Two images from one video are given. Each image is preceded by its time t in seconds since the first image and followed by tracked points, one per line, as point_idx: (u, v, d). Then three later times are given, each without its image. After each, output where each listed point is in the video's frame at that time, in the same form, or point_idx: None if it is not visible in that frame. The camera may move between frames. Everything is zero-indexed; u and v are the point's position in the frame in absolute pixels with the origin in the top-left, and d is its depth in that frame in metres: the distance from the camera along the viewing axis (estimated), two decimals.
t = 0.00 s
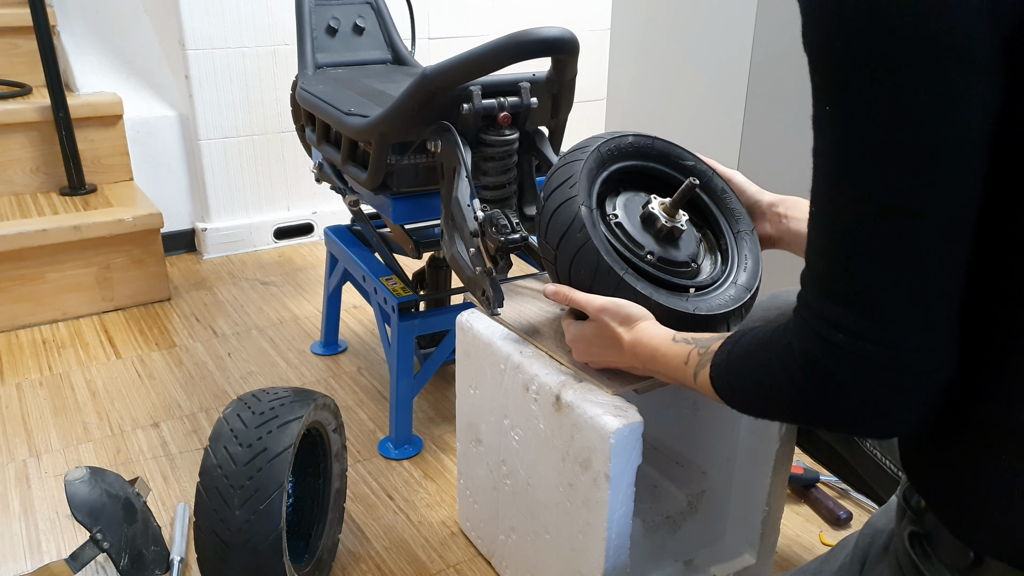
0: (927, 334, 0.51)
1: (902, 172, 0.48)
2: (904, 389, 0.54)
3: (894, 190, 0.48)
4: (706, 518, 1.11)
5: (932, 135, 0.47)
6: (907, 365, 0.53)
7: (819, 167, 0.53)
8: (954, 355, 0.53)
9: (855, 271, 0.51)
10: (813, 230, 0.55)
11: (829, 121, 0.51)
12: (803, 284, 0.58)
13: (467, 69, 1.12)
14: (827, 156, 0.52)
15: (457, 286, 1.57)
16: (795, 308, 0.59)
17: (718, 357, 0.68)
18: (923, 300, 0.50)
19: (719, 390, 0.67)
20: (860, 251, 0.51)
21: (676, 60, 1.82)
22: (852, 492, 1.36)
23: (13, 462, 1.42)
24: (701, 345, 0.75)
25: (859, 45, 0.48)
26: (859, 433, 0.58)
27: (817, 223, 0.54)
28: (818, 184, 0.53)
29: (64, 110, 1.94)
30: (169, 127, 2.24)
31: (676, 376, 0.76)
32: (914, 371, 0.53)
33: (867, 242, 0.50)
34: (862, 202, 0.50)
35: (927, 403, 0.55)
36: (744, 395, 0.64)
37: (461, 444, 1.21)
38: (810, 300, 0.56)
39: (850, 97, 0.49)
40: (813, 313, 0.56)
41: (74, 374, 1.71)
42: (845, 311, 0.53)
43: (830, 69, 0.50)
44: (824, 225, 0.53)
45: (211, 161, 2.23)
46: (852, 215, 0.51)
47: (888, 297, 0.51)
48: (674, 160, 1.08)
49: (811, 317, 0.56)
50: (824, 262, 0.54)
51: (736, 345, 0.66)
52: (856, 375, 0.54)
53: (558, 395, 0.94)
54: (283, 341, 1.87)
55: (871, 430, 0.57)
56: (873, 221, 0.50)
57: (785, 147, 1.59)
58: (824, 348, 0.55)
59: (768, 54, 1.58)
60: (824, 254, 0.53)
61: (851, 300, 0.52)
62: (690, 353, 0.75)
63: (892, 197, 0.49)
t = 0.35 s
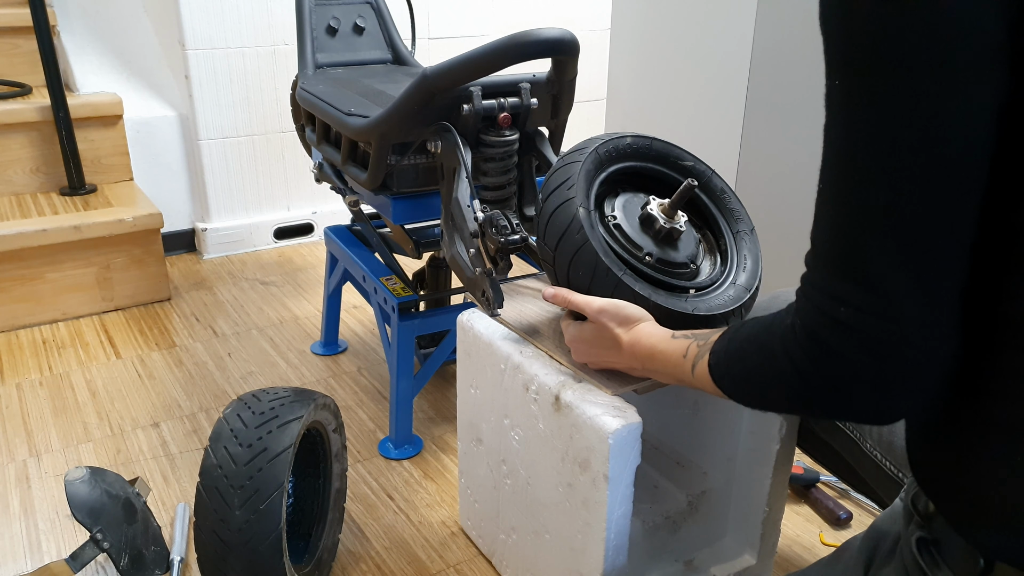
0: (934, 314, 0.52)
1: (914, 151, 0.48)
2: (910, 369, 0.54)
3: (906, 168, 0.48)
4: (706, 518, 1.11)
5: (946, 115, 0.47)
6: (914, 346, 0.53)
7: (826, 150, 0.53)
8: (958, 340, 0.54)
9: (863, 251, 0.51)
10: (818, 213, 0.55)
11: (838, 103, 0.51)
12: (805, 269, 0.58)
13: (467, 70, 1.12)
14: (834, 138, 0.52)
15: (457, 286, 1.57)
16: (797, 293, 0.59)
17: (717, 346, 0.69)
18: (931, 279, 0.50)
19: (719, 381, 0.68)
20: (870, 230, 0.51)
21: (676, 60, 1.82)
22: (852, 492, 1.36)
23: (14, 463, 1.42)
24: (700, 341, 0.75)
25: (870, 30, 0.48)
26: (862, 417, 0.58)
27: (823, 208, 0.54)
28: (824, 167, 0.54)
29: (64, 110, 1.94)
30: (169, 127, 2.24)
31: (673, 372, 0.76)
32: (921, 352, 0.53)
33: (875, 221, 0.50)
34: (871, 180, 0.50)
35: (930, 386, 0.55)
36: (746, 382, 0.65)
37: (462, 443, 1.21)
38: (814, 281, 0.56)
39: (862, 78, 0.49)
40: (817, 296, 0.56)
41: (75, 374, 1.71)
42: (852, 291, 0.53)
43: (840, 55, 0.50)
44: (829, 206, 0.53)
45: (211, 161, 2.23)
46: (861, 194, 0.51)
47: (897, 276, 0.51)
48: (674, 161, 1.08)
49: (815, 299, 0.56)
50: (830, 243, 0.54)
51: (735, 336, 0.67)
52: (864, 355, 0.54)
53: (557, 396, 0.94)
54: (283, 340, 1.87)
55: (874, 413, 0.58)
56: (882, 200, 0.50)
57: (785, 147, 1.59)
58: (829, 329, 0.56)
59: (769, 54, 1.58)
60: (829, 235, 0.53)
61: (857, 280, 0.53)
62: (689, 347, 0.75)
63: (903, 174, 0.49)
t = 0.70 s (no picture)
0: (962, 295, 0.56)
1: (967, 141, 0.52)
2: (932, 347, 0.58)
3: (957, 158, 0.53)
4: (705, 518, 1.11)
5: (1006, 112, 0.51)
6: (938, 324, 0.57)
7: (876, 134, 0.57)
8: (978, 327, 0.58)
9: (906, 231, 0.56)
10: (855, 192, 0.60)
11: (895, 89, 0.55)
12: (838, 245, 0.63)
13: (467, 70, 1.12)
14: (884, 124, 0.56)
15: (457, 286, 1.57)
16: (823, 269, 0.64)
17: (726, 326, 0.73)
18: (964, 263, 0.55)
19: (727, 367, 0.71)
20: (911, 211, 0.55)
21: (677, 60, 1.82)
22: (853, 492, 1.36)
23: (14, 463, 1.42)
24: (706, 332, 0.78)
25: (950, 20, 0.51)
26: (876, 393, 0.63)
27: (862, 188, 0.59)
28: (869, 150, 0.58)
29: (64, 110, 1.94)
30: (169, 127, 2.24)
31: (676, 364, 0.77)
32: (946, 333, 0.58)
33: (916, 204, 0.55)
34: (919, 164, 0.54)
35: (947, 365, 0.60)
36: (756, 363, 0.69)
37: (463, 442, 1.21)
38: (848, 251, 0.60)
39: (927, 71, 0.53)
40: (847, 269, 0.61)
41: (75, 374, 1.71)
42: (888, 267, 0.57)
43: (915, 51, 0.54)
44: (869, 183, 0.58)
45: (211, 161, 2.23)
46: (906, 176, 0.55)
47: (932, 258, 0.55)
48: (672, 162, 1.08)
49: (845, 272, 0.61)
50: (866, 220, 0.58)
51: (744, 319, 0.71)
52: (889, 330, 0.59)
53: (557, 395, 0.94)
54: (283, 341, 1.87)
55: (889, 388, 0.62)
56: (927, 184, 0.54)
57: (785, 148, 1.59)
58: (857, 302, 0.60)
59: (769, 55, 1.58)
60: (866, 213, 0.58)
61: (894, 257, 0.57)
62: (694, 338, 0.77)
63: (954, 162, 0.53)
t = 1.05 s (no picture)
0: (963, 272, 0.56)
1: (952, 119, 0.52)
2: (936, 324, 0.58)
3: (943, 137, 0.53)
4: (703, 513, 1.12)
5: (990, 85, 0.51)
6: (940, 302, 0.57)
7: (860, 120, 0.57)
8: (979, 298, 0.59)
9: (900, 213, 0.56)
10: (846, 181, 0.60)
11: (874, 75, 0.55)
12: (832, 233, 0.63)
13: (466, 71, 1.12)
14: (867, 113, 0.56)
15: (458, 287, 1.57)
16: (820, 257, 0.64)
17: (733, 320, 0.73)
18: (961, 239, 0.55)
19: (732, 359, 0.71)
20: (903, 192, 0.55)
21: (677, 59, 1.82)
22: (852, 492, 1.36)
23: (14, 463, 1.42)
24: (709, 328, 0.78)
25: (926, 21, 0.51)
26: (883, 373, 0.63)
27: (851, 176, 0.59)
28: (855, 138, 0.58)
29: (64, 110, 1.95)
30: (169, 127, 2.24)
31: (680, 363, 0.77)
32: (952, 309, 0.58)
33: (908, 186, 0.55)
34: (908, 148, 0.54)
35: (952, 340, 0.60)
36: (761, 350, 0.69)
37: (462, 439, 1.21)
38: (843, 241, 0.61)
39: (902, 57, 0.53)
40: (843, 256, 0.61)
41: (75, 374, 1.71)
42: (884, 250, 0.57)
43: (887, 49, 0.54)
44: (859, 169, 0.58)
45: (211, 161, 2.23)
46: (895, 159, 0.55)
47: (929, 237, 0.55)
48: (667, 159, 1.08)
49: (841, 259, 0.61)
50: (860, 207, 0.58)
51: (747, 313, 0.72)
52: (891, 312, 0.59)
53: (554, 392, 0.94)
54: (283, 341, 1.87)
55: (894, 367, 0.62)
56: (916, 166, 0.54)
57: (785, 149, 1.59)
58: (857, 287, 0.60)
59: (768, 55, 1.58)
60: (858, 200, 0.58)
61: (890, 240, 0.57)
62: (698, 336, 0.77)
63: (942, 141, 0.53)
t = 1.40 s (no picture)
0: (965, 283, 0.56)
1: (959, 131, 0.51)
2: (935, 329, 0.58)
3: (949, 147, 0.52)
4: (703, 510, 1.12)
5: (1000, 102, 0.50)
6: (939, 308, 0.57)
7: (870, 122, 0.57)
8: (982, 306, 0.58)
9: (903, 218, 0.56)
10: (856, 181, 0.59)
11: (887, 77, 0.55)
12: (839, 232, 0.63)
13: (467, 71, 1.12)
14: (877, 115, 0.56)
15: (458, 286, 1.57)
16: (825, 257, 0.64)
17: (734, 317, 0.73)
18: (964, 248, 0.55)
19: (733, 361, 0.71)
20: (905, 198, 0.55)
21: (677, 59, 1.82)
22: (852, 492, 1.36)
23: (14, 463, 1.42)
24: (708, 329, 0.77)
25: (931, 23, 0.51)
26: (882, 376, 0.63)
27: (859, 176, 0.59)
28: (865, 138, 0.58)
29: (64, 110, 1.95)
30: (169, 127, 2.24)
31: (680, 363, 0.77)
32: (953, 318, 0.58)
33: (911, 192, 0.55)
34: (912, 159, 0.54)
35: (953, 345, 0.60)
36: (760, 350, 0.69)
37: (462, 438, 1.21)
38: (850, 241, 0.60)
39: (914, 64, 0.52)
40: (847, 255, 0.61)
41: (75, 374, 1.71)
42: (887, 252, 0.57)
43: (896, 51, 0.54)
44: (866, 169, 0.58)
45: (211, 161, 2.23)
46: (900, 165, 0.55)
47: (930, 244, 0.55)
48: (666, 158, 1.08)
49: (845, 258, 0.61)
50: (864, 207, 0.58)
51: (750, 311, 0.71)
52: (893, 318, 0.59)
53: (554, 392, 0.94)
54: (283, 341, 1.87)
55: (892, 370, 0.62)
56: (920, 174, 0.54)
57: (785, 149, 1.59)
58: (858, 287, 0.60)
59: (768, 56, 1.58)
60: (864, 201, 0.58)
61: (892, 243, 0.57)
62: (698, 335, 0.77)
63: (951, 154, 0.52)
